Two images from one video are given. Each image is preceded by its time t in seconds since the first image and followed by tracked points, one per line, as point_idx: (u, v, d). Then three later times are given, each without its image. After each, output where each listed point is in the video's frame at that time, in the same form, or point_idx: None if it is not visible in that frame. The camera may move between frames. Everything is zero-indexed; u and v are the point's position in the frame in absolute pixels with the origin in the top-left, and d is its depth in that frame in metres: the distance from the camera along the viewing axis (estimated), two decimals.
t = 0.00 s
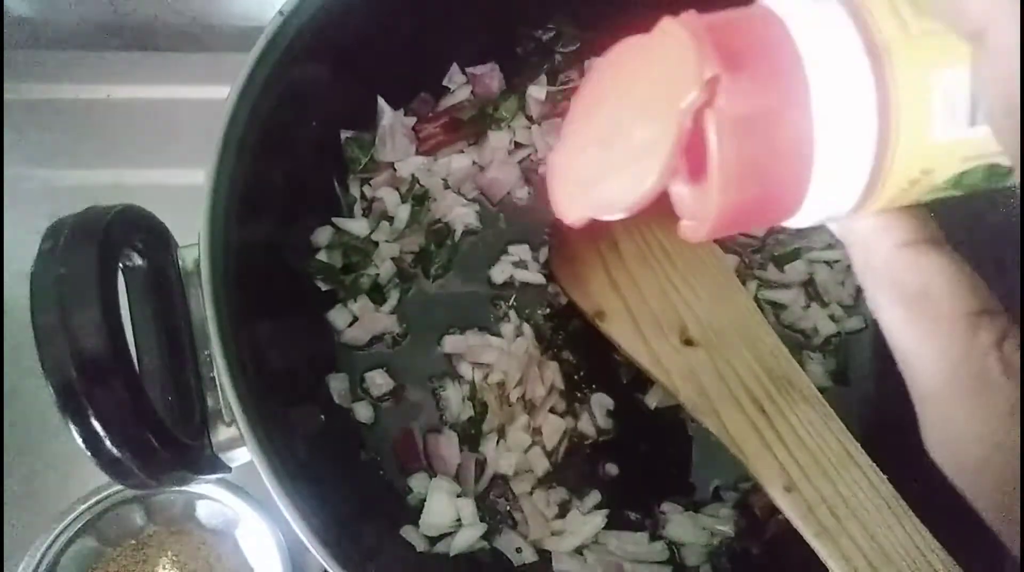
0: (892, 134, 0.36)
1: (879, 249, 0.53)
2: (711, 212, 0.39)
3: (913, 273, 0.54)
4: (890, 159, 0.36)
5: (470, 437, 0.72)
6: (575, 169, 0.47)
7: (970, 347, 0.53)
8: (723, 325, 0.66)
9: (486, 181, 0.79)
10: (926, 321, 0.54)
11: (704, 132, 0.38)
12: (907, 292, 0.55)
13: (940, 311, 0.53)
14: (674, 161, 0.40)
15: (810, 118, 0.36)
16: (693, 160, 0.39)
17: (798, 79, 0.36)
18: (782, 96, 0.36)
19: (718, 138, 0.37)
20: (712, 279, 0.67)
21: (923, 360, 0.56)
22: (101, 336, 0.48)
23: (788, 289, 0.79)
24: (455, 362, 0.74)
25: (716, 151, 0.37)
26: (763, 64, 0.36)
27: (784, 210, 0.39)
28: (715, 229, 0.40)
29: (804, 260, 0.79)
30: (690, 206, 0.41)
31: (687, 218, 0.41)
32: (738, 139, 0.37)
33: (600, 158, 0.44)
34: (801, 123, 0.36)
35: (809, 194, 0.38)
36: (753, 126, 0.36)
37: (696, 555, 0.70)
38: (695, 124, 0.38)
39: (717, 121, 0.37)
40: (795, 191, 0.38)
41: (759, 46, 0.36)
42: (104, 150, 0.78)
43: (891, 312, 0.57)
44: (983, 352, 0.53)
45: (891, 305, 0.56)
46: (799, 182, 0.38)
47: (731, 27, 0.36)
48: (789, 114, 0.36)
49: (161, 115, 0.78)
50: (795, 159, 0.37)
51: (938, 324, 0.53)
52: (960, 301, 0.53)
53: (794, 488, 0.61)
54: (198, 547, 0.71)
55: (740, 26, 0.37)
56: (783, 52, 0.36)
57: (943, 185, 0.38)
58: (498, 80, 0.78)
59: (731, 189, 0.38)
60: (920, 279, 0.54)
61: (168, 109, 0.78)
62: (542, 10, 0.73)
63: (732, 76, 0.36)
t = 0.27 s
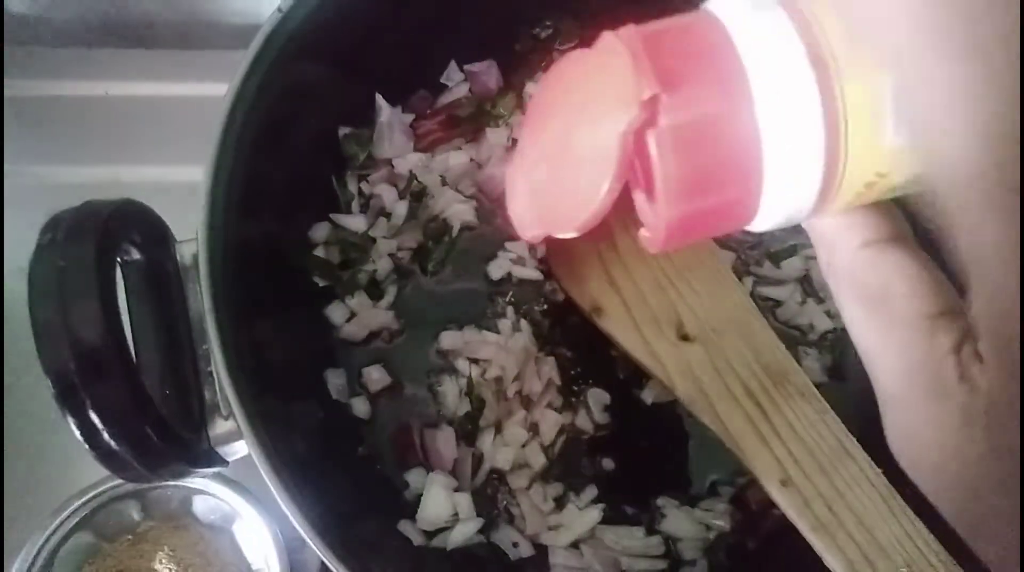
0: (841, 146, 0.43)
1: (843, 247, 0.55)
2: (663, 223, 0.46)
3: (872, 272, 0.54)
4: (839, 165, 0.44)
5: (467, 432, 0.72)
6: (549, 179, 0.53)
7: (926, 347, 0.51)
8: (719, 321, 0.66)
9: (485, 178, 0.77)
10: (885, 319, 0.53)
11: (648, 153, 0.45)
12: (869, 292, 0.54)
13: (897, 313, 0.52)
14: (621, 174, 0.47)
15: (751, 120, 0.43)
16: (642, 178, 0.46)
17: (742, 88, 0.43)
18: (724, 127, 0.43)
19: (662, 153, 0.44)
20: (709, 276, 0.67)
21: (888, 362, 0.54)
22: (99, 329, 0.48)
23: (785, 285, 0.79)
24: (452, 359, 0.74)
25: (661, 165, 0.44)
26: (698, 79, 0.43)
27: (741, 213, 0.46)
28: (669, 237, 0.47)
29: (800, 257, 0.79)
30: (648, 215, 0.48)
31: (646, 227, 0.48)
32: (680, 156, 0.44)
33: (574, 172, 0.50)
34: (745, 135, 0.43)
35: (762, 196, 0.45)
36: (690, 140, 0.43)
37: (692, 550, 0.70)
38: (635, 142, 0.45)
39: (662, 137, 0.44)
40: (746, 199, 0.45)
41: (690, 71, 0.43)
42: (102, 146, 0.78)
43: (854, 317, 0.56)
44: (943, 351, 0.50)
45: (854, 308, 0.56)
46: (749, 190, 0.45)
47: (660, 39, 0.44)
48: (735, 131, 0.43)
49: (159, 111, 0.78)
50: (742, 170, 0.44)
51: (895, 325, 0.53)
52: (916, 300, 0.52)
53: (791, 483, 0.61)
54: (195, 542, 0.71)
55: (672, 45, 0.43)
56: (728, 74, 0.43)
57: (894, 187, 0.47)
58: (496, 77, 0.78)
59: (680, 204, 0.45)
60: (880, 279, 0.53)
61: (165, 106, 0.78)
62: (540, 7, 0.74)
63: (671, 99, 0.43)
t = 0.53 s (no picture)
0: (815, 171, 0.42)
1: (832, 248, 0.51)
2: (642, 233, 0.46)
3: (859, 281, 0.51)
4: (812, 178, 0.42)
5: (469, 432, 0.72)
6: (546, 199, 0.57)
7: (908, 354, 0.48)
8: (722, 321, 0.66)
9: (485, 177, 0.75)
10: (870, 325, 0.51)
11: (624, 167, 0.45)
12: (853, 301, 0.52)
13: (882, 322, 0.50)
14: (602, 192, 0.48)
15: (723, 131, 0.42)
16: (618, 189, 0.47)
17: (711, 99, 0.42)
18: (693, 140, 0.42)
19: (636, 169, 0.44)
20: (711, 277, 0.67)
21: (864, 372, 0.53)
22: (103, 327, 0.47)
23: (788, 285, 0.79)
24: (453, 359, 0.74)
25: (636, 183, 0.44)
26: (666, 96, 0.42)
27: (720, 222, 0.45)
28: (652, 247, 0.47)
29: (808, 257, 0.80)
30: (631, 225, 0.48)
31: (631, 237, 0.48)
32: (652, 170, 0.44)
33: (570, 182, 0.51)
34: (714, 149, 0.42)
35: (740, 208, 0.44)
36: (659, 154, 0.43)
37: (695, 551, 0.70)
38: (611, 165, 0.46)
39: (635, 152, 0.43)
40: (724, 209, 0.44)
41: (659, 88, 0.42)
42: (104, 145, 0.78)
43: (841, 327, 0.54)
44: (925, 363, 0.47)
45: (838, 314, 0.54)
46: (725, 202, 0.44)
47: (630, 59, 0.44)
48: (706, 146, 0.42)
49: (160, 110, 0.78)
50: (716, 182, 0.43)
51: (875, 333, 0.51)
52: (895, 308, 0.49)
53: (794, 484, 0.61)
54: (196, 541, 0.71)
55: (642, 64, 0.43)
56: (696, 92, 0.42)
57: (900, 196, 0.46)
58: (497, 76, 0.77)
59: (657, 219, 0.45)
60: (867, 286, 0.51)
61: (166, 104, 0.78)
62: (541, 6, 0.73)
63: (641, 116, 0.43)
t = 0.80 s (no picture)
0: (797, 183, 0.43)
1: (807, 264, 0.55)
2: (623, 242, 0.47)
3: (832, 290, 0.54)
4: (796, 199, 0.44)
5: (465, 428, 0.73)
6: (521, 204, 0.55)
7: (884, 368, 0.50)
8: (715, 319, 0.68)
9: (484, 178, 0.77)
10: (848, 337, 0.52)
11: (609, 180, 0.46)
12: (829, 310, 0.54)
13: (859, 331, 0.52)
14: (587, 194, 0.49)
15: (712, 140, 0.42)
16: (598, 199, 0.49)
17: (701, 109, 0.42)
18: (684, 149, 0.43)
19: (625, 178, 0.44)
20: (703, 276, 0.69)
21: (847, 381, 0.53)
22: (105, 322, 0.48)
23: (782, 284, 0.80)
24: (449, 356, 0.74)
25: (623, 189, 0.45)
26: (660, 103, 0.42)
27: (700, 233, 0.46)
28: (633, 257, 0.48)
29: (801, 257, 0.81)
30: (616, 234, 0.48)
31: (613, 245, 0.49)
32: (640, 180, 0.44)
33: (546, 195, 0.52)
34: (705, 162, 0.43)
35: (722, 218, 0.45)
36: (650, 162, 0.43)
37: (687, 546, 0.71)
38: (598, 168, 0.47)
39: (628, 157, 0.44)
40: (707, 220, 0.45)
41: (654, 95, 0.43)
42: (108, 143, 0.80)
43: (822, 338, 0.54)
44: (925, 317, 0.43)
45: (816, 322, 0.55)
46: (710, 213, 0.45)
47: (620, 66, 0.44)
48: (697, 157, 0.43)
49: (162, 108, 0.79)
50: (703, 191, 0.44)
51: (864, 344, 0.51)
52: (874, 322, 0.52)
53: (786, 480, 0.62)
54: (193, 537, 0.72)
55: (632, 70, 0.43)
56: (691, 101, 0.42)
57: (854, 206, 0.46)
58: (496, 78, 0.78)
59: (645, 228, 0.46)
60: (845, 297, 0.53)
61: (168, 103, 0.79)
62: (539, 9, 0.74)
63: (631, 122, 0.43)
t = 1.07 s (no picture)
0: (865, 146, 0.39)
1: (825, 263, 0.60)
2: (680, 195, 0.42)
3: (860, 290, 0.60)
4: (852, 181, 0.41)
5: (465, 429, 0.71)
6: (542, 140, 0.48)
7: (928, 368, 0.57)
8: (721, 315, 0.66)
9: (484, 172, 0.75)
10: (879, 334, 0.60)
11: (687, 115, 0.40)
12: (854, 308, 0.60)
13: (894, 328, 0.59)
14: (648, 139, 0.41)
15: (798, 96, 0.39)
16: (668, 138, 0.42)
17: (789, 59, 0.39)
18: (770, 95, 0.39)
19: (702, 125, 0.40)
20: (711, 271, 0.66)
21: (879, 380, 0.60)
22: (99, 316, 0.46)
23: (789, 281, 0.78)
24: (447, 355, 0.72)
25: (699, 136, 0.40)
26: (755, 44, 0.39)
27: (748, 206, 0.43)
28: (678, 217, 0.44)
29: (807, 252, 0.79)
30: (655, 193, 0.45)
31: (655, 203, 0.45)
32: (718, 131, 0.40)
33: (590, 140, 0.43)
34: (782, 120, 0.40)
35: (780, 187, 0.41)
36: (732, 113, 0.39)
37: (694, 549, 0.69)
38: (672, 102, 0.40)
39: (711, 110, 0.39)
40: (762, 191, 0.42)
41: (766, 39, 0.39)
42: (95, 133, 0.76)
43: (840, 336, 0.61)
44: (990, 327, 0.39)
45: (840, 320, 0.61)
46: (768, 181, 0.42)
47: None
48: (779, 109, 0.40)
49: (154, 100, 0.76)
50: (775, 150, 0.40)
51: (891, 342, 0.59)
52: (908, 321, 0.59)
53: (794, 479, 0.64)
54: (190, 539, 0.70)
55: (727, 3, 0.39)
56: (781, 50, 0.39)
57: (899, 199, 0.42)
58: (495, 69, 0.75)
59: (710, 177, 0.41)
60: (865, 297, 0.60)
61: (161, 96, 0.77)
62: None
63: (719, 59, 0.39)
